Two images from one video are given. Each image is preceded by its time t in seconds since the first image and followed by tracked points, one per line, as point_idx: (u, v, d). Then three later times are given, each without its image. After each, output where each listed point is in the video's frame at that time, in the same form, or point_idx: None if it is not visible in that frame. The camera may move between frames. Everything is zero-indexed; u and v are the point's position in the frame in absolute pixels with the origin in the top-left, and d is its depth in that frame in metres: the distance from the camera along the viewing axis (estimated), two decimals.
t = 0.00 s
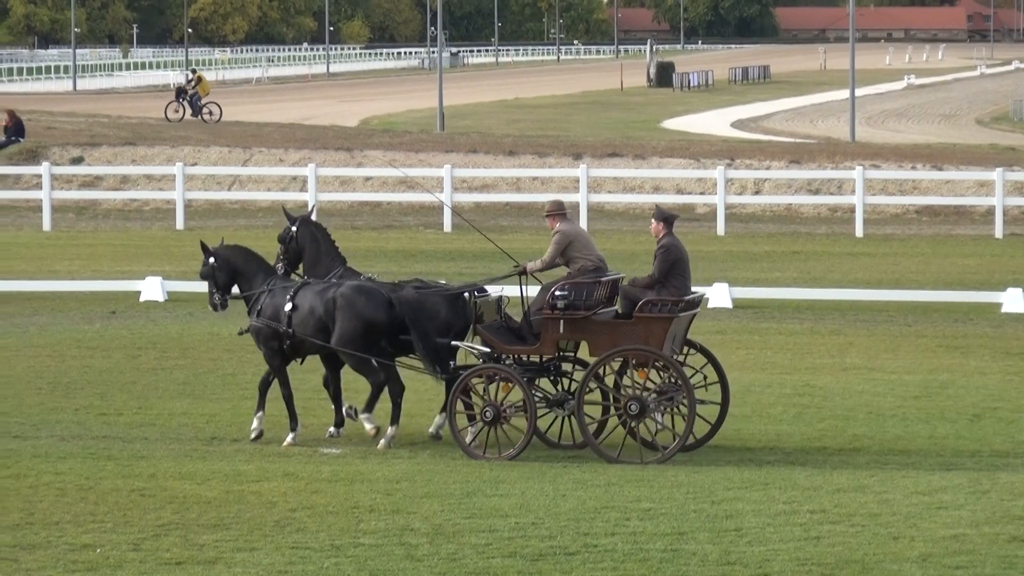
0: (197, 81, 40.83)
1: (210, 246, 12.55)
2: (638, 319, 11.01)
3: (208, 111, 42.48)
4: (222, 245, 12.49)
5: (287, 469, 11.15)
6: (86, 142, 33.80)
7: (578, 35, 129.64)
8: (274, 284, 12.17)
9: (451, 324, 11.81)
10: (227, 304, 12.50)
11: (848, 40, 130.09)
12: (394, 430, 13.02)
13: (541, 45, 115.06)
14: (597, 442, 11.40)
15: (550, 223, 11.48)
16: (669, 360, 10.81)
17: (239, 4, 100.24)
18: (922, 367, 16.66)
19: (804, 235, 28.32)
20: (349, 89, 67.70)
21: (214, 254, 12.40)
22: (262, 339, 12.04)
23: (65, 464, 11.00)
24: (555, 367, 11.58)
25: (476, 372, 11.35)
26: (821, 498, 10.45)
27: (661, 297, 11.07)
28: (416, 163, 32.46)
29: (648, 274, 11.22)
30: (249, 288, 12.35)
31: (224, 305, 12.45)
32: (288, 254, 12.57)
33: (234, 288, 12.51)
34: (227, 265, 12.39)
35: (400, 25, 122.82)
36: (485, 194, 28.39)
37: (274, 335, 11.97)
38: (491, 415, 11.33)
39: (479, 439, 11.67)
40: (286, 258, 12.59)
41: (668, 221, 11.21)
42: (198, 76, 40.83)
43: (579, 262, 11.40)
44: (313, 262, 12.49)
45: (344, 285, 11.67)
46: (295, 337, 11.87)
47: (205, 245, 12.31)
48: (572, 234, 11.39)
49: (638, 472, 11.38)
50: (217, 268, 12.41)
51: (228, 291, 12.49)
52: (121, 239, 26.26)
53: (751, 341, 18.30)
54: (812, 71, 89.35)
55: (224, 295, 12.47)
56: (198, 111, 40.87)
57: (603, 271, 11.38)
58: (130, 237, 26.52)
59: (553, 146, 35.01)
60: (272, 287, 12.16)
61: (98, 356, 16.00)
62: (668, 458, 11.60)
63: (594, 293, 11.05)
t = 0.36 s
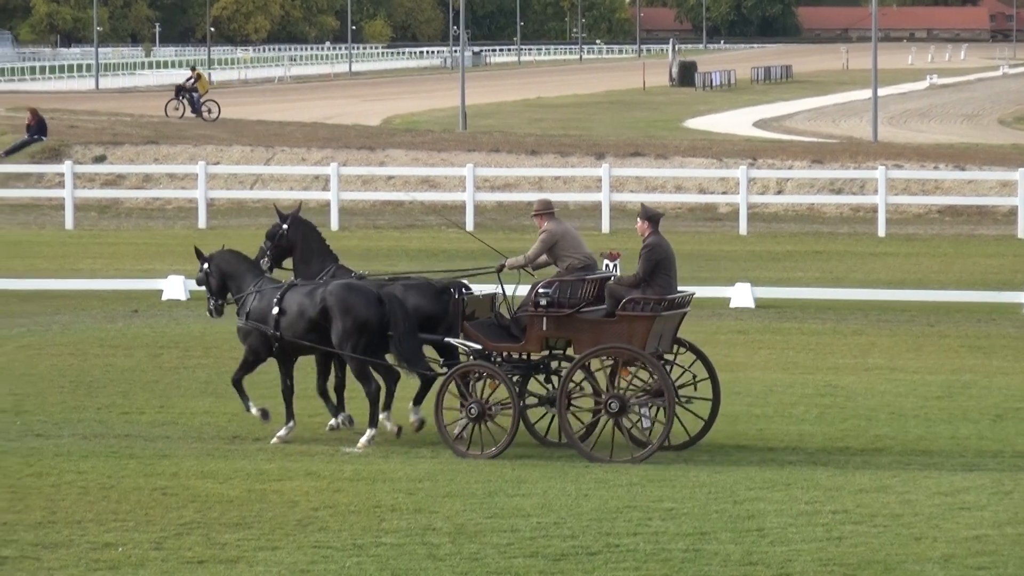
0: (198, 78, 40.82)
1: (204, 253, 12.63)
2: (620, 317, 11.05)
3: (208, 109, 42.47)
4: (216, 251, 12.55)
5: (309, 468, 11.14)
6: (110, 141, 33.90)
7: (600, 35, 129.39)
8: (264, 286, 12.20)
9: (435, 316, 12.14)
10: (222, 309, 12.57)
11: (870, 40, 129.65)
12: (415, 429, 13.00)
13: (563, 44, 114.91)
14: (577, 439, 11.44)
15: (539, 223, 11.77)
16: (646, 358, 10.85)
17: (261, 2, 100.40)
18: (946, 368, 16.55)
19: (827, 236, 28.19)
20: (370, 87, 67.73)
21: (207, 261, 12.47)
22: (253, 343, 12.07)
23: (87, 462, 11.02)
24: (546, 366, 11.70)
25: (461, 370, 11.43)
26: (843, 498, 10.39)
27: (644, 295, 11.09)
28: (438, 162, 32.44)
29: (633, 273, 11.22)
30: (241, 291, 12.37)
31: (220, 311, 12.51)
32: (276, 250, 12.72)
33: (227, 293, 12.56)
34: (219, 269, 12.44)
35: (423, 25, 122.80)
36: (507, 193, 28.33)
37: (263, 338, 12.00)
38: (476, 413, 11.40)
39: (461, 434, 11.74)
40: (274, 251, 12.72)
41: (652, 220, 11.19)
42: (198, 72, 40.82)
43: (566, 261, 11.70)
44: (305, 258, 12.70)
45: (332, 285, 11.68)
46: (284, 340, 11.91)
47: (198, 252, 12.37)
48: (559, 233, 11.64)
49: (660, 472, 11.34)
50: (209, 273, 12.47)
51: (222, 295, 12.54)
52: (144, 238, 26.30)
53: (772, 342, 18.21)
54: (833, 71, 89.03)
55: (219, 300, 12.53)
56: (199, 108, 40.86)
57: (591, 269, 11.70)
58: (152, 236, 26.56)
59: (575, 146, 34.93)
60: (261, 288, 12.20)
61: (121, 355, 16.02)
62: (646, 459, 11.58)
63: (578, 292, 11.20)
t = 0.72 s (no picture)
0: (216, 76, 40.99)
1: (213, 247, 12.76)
2: (607, 317, 11.13)
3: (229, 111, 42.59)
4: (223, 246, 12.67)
5: (350, 467, 11.12)
6: (151, 140, 34.10)
7: (641, 35, 129.05)
8: (263, 281, 12.27)
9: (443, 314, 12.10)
10: (229, 303, 12.71)
11: (913, 41, 128.85)
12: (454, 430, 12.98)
13: (604, 44, 114.70)
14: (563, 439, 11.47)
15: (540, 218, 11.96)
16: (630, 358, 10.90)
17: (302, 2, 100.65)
18: (988, 370, 16.37)
19: (869, 237, 27.98)
20: (411, 87, 67.80)
21: (213, 255, 12.60)
22: (250, 337, 12.19)
23: (128, 462, 11.04)
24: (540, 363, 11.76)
25: (454, 368, 11.54)
26: (884, 500, 10.28)
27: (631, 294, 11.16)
28: (479, 162, 32.42)
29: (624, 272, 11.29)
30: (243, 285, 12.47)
31: (225, 304, 12.63)
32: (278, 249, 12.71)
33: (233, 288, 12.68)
34: (225, 265, 12.55)
35: (464, 25, 122.81)
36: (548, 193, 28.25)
37: (259, 331, 12.12)
38: (469, 409, 11.51)
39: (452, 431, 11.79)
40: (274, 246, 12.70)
41: (652, 219, 11.30)
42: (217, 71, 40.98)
43: (561, 257, 11.91)
44: (307, 259, 12.70)
45: (328, 285, 11.74)
46: (278, 334, 12.02)
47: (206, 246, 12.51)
48: (557, 230, 11.86)
49: (702, 473, 11.27)
50: (216, 268, 12.59)
51: (228, 290, 12.66)
52: (185, 236, 26.41)
53: (813, 343, 18.07)
54: (875, 72, 88.46)
55: (225, 294, 12.65)
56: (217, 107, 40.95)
57: (584, 268, 11.89)
58: (194, 235, 26.65)
59: (617, 146, 34.82)
60: (259, 283, 12.27)
61: (162, 354, 16.05)
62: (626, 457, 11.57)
63: (568, 291, 11.31)
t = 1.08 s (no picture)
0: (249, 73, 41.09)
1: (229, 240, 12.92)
2: (610, 314, 10.98)
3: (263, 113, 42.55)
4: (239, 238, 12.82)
5: (411, 469, 10.96)
6: (209, 138, 34.29)
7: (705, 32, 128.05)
8: (278, 276, 12.41)
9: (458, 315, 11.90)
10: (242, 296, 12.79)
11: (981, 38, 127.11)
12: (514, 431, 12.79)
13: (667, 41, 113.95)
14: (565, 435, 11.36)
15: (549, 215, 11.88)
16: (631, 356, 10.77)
17: None
18: None
19: (937, 237, 27.47)
20: (471, 84, 67.66)
21: (228, 247, 12.75)
22: (266, 331, 12.27)
23: (187, 463, 10.93)
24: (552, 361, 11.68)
25: (465, 365, 11.52)
26: (952, 503, 9.97)
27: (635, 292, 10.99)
28: (541, 161, 32.23)
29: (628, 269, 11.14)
30: (257, 280, 12.59)
31: (236, 297, 12.73)
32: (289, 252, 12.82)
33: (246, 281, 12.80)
34: (238, 257, 12.70)
35: (525, 21, 122.49)
36: (610, 192, 27.98)
37: (277, 328, 12.18)
38: (478, 407, 11.42)
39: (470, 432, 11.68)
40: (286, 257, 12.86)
41: (653, 217, 11.14)
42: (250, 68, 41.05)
43: (568, 255, 11.84)
44: (317, 260, 12.49)
45: (341, 276, 11.86)
46: (296, 330, 12.09)
47: (220, 238, 12.67)
48: (565, 228, 11.81)
49: (766, 476, 11.01)
50: (230, 260, 12.75)
51: (242, 283, 12.78)
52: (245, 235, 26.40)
53: (879, 345, 17.70)
54: (942, 69, 87.28)
55: (237, 286, 12.76)
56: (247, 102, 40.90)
57: (591, 265, 11.81)
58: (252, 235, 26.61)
59: (680, 145, 34.47)
60: (274, 278, 12.40)
61: (221, 355, 15.97)
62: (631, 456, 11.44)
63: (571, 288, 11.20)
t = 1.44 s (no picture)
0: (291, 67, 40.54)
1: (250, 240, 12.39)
2: (634, 321, 10.58)
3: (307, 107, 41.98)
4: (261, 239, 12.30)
5: (488, 486, 10.35)
6: (276, 139, 34.09)
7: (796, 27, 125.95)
8: (298, 278, 11.84)
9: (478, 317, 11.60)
10: (260, 299, 12.26)
11: None
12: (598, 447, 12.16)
13: (757, 36, 112.26)
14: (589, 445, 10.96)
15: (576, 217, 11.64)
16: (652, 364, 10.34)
17: None
18: None
19: None
20: (552, 82, 66.98)
21: (249, 247, 12.24)
22: (284, 335, 11.71)
23: (254, 479, 10.41)
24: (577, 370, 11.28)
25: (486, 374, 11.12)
26: None
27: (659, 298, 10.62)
28: (625, 162, 31.51)
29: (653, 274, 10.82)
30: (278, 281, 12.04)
31: (258, 299, 12.19)
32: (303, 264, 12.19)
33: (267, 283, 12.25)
34: (259, 258, 12.18)
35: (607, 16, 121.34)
36: (696, 195, 27.21)
37: (294, 331, 11.65)
38: (502, 417, 11.05)
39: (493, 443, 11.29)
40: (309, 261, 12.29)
41: (679, 220, 10.82)
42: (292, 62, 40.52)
43: (595, 258, 11.55)
44: (331, 267, 12.12)
45: (361, 282, 11.25)
46: (313, 332, 11.54)
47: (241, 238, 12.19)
48: (592, 230, 11.52)
49: (863, 494, 10.27)
50: (251, 261, 12.23)
51: (262, 285, 12.24)
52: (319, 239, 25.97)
53: (981, 355, 16.82)
54: None
55: (258, 288, 12.22)
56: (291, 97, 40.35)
57: (619, 270, 11.51)
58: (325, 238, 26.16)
59: (771, 145, 33.54)
60: (294, 279, 11.83)
61: (290, 364, 15.49)
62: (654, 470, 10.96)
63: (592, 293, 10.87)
